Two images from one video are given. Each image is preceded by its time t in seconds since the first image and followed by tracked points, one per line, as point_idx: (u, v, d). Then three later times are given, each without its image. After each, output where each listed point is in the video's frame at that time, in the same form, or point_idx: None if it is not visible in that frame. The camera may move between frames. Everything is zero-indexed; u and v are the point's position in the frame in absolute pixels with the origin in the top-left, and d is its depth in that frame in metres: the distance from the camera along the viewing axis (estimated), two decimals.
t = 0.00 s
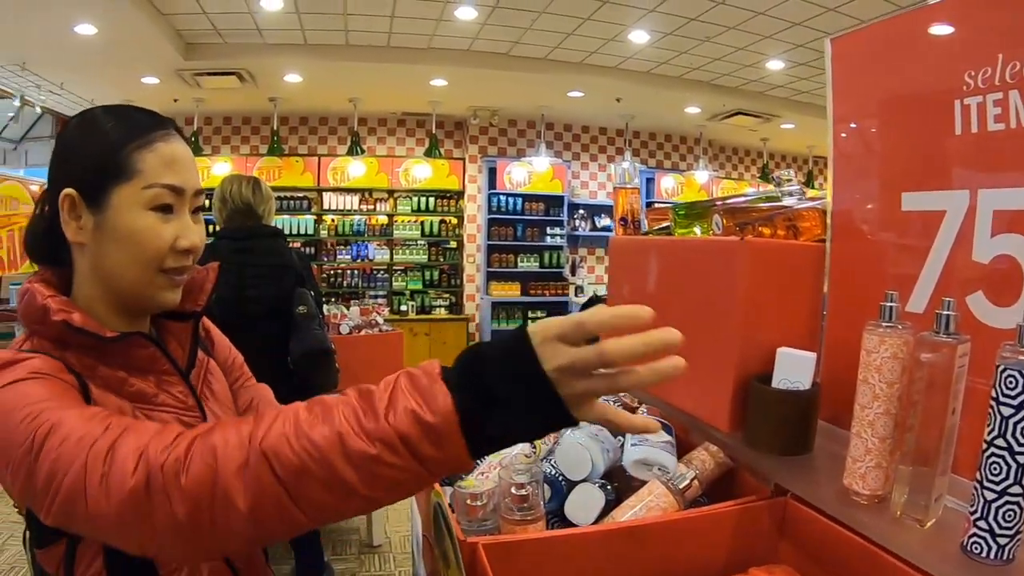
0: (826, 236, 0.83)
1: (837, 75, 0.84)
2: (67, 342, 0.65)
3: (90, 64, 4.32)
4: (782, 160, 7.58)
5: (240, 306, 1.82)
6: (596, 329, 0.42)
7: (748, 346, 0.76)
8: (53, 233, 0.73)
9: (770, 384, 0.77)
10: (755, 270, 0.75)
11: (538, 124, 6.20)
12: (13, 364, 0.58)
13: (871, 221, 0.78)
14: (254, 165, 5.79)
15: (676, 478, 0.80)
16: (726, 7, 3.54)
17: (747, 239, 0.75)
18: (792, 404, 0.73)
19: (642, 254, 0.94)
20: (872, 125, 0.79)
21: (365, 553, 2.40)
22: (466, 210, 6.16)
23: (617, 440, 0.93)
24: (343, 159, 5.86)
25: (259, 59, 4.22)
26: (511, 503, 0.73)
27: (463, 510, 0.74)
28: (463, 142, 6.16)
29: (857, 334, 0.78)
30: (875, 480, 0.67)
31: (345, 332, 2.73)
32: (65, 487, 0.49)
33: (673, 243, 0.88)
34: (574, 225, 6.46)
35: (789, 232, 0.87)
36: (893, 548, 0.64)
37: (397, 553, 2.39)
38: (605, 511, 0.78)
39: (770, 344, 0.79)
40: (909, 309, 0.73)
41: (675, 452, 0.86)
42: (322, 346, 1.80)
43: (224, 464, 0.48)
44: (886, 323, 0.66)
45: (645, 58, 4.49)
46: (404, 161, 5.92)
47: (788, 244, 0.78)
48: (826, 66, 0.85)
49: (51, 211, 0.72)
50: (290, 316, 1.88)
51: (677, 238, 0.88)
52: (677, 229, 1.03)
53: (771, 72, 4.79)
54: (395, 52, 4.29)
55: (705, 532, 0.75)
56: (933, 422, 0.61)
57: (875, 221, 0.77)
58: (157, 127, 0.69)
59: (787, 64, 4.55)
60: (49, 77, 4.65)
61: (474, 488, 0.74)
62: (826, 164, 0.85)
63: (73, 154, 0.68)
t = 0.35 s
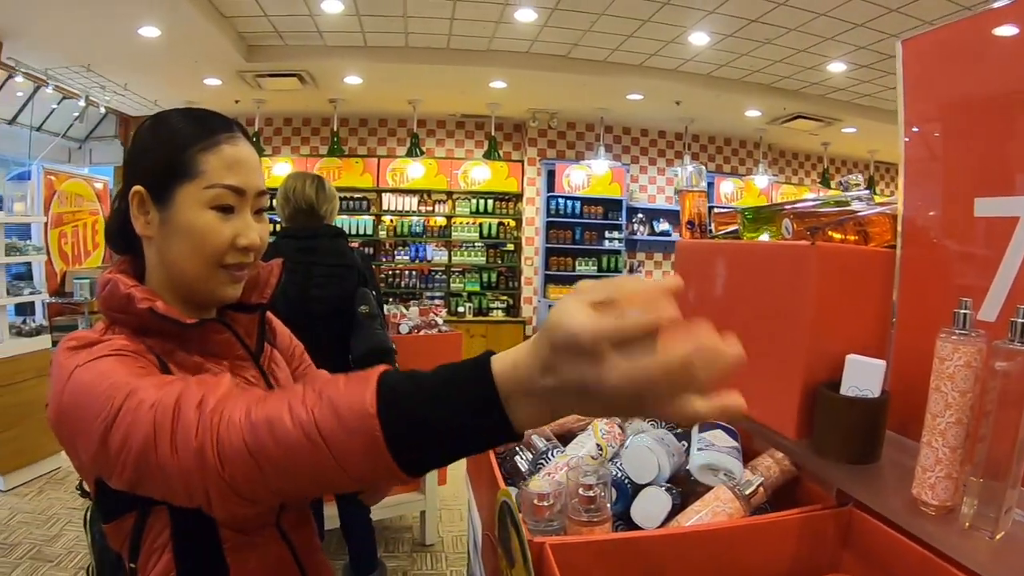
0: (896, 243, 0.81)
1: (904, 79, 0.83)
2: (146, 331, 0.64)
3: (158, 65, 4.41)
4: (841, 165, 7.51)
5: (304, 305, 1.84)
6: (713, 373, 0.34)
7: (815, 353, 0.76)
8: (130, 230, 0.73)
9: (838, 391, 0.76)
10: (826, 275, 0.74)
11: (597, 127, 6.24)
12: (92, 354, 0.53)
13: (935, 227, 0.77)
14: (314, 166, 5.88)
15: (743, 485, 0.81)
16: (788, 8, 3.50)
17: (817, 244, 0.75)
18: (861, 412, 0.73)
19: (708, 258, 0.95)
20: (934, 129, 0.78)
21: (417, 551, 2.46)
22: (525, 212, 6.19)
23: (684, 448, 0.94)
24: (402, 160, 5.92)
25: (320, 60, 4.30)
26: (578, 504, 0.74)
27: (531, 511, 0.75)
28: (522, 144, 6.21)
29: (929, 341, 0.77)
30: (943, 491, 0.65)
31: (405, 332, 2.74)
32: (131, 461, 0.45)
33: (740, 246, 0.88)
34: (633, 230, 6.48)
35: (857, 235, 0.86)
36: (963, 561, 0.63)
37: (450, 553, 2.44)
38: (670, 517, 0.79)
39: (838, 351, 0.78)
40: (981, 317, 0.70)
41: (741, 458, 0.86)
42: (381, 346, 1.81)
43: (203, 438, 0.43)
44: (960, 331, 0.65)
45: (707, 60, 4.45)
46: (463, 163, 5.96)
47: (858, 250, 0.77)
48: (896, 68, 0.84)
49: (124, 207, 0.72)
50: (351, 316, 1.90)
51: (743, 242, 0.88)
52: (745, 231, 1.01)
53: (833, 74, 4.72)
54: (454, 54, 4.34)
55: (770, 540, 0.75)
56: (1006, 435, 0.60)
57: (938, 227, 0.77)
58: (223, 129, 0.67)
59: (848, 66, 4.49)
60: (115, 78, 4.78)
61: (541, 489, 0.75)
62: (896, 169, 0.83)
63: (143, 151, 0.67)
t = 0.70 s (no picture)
0: (960, 249, 0.80)
1: (965, 81, 0.81)
2: (213, 324, 0.68)
3: (219, 66, 4.53)
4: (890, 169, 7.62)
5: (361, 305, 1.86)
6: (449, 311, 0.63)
7: (877, 358, 0.76)
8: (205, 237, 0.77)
9: (899, 398, 0.76)
10: (890, 280, 0.74)
11: (651, 130, 6.44)
12: (187, 392, 0.60)
13: (993, 234, 0.77)
14: (370, 166, 6.11)
15: (801, 490, 0.82)
16: (844, 9, 3.48)
17: (882, 249, 0.74)
18: (923, 420, 0.72)
19: (769, 263, 0.97)
20: (991, 134, 0.77)
21: (464, 550, 2.65)
22: (578, 214, 6.39)
23: (742, 453, 0.96)
24: (455, 162, 6.12)
25: (371, 61, 4.39)
26: (638, 506, 0.76)
27: (591, 510, 0.78)
28: (576, 146, 6.44)
29: (992, 347, 0.75)
30: (1006, 500, 0.65)
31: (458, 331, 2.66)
32: (191, 525, 0.58)
33: (804, 251, 0.89)
34: (685, 233, 6.57)
35: (920, 241, 0.85)
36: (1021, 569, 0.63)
37: (496, 553, 2.63)
38: (728, 521, 0.80)
39: (901, 356, 0.77)
40: None
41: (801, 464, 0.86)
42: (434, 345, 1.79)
43: (252, 558, 0.57)
44: None
45: (764, 61, 4.45)
46: (517, 165, 6.14)
47: (922, 255, 0.76)
48: (959, 69, 0.82)
49: (196, 211, 0.75)
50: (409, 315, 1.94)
51: (807, 246, 0.89)
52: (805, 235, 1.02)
53: (889, 77, 4.70)
54: (508, 56, 4.40)
55: (826, 548, 0.75)
56: None
57: (996, 234, 0.76)
58: (290, 125, 0.70)
59: (905, 69, 4.47)
60: (170, 79, 4.90)
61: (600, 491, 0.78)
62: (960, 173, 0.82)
63: (212, 149, 0.69)
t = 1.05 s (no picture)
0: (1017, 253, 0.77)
1: None
2: (278, 312, 0.70)
3: (267, 68, 4.65)
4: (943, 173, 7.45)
5: (416, 304, 1.91)
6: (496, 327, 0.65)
7: (932, 365, 0.75)
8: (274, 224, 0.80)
9: (954, 405, 0.75)
10: (945, 284, 0.73)
11: (700, 133, 6.45)
12: (247, 380, 0.62)
13: None
14: (418, 167, 6.21)
15: (854, 498, 0.81)
16: (893, 9, 3.41)
17: (936, 252, 0.74)
18: (979, 428, 0.71)
19: (824, 266, 0.96)
20: None
21: (508, 553, 2.71)
22: (626, 218, 6.46)
23: (795, 459, 0.96)
24: (503, 163, 6.20)
25: (418, 62, 4.44)
26: (692, 508, 0.77)
27: (643, 512, 0.80)
28: (623, 149, 6.46)
29: None
30: None
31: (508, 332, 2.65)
32: (239, 511, 0.60)
33: (859, 253, 0.88)
34: (734, 238, 6.55)
35: (976, 245, 0.83)
36: None
37: (540, 556, 2.69)
38: (781, 526, 0.80)
39: (956, 363, 0.76)
40: None
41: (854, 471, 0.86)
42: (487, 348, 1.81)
43: (296, 552, 0.59)
44: None
45: (810, 64, 4.40)
46: (565, 168, 6.17)
47: (981, 260, 0.75)
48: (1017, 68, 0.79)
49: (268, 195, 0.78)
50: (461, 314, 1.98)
51: (862, 248, 0.88)
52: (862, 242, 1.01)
53: (940, 80, 4.60)
54: (557, 58, 4.41)
55: (878, 556, 0.74)
56: None
57: None
58: (366, 117, 0.72)
59: (956, 70, 4.36)
60: (221, 81, 5.03)
61: (654, 493, 0.80)
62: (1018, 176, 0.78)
63: (289, 138, 0.72)
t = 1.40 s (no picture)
0: None
1: None
2: (338, 315, 0.71)
3: (307, 70, 4.73)
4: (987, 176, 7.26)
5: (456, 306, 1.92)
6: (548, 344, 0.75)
7: (981, 375, 0.74)
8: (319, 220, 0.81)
9: (1004, 416, 0.73)
10: (998, 294, 0.72)
11: (738, 136, 6.38)
12: (318, 391, 0.62)
13: None
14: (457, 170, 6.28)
15: (901, 507, 0.80)
16: (935, 10, 3.34)
17: (989, 261, 0.73)
18: None
19: (873, 273, 0.95)
20: None
21: (540, 552, 2.72)
22: (663, 221, 6.45)
23: (841, 467, 0.94)
24: (541, 166, 6.24)
25: (458, 64, 4.48)
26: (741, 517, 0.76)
27: (691, 518, 0.79)
28: (661, 152, 6.45)
29: None
30: None
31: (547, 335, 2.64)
32: (313, 530, 0.60)
33: (909, 261, 0.87)
34: (771, 241, 6.41)
35: None
36: None
37: (572, 556, 2.69)
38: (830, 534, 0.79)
39: (1004, 374, 0.74)
40: None
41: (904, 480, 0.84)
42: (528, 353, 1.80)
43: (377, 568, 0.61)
44: None
45: (849, 66, 4.33)
46: (602, 171, 6.25)
47: None
48: None
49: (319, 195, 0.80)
50: (501, 316, 1.99)
51: (914, 256, 0.87)
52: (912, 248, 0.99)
53: (981, 81, 4.50)
54: (597, 60, 4.41)
55: (924, 566, 0.73)
56: None
57: None
58: (433, 121, 0.73)
59: (999, 72, 4.25)
60: (260, 83, 5.14)
61: (704, 500, 0.78)
62: None
63: (347, 138, 0.73)
